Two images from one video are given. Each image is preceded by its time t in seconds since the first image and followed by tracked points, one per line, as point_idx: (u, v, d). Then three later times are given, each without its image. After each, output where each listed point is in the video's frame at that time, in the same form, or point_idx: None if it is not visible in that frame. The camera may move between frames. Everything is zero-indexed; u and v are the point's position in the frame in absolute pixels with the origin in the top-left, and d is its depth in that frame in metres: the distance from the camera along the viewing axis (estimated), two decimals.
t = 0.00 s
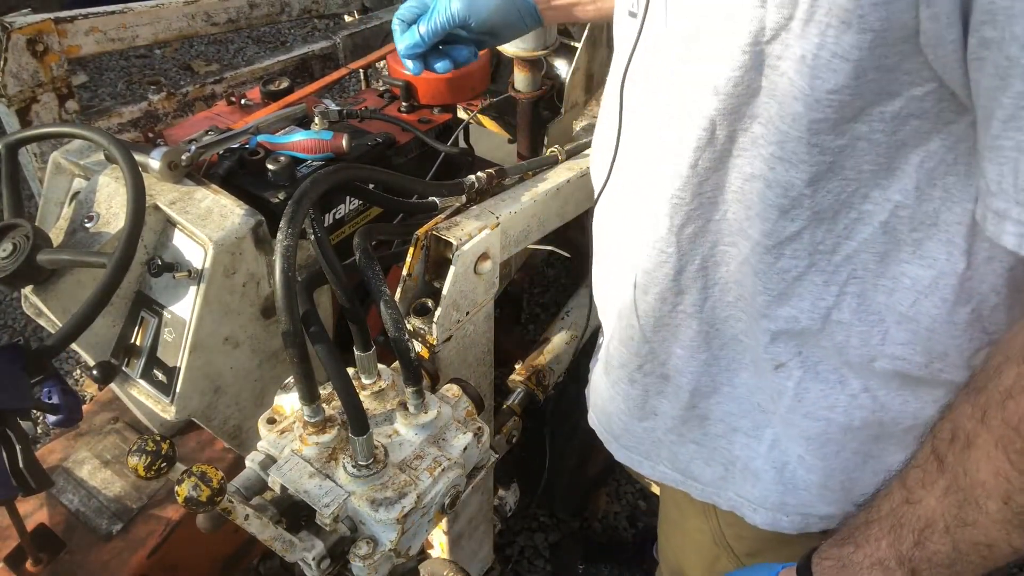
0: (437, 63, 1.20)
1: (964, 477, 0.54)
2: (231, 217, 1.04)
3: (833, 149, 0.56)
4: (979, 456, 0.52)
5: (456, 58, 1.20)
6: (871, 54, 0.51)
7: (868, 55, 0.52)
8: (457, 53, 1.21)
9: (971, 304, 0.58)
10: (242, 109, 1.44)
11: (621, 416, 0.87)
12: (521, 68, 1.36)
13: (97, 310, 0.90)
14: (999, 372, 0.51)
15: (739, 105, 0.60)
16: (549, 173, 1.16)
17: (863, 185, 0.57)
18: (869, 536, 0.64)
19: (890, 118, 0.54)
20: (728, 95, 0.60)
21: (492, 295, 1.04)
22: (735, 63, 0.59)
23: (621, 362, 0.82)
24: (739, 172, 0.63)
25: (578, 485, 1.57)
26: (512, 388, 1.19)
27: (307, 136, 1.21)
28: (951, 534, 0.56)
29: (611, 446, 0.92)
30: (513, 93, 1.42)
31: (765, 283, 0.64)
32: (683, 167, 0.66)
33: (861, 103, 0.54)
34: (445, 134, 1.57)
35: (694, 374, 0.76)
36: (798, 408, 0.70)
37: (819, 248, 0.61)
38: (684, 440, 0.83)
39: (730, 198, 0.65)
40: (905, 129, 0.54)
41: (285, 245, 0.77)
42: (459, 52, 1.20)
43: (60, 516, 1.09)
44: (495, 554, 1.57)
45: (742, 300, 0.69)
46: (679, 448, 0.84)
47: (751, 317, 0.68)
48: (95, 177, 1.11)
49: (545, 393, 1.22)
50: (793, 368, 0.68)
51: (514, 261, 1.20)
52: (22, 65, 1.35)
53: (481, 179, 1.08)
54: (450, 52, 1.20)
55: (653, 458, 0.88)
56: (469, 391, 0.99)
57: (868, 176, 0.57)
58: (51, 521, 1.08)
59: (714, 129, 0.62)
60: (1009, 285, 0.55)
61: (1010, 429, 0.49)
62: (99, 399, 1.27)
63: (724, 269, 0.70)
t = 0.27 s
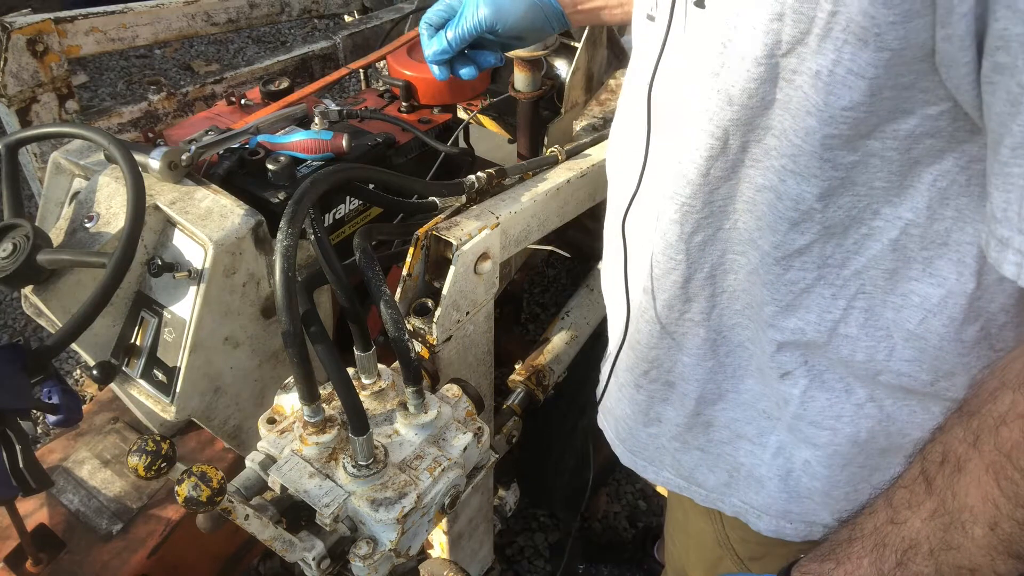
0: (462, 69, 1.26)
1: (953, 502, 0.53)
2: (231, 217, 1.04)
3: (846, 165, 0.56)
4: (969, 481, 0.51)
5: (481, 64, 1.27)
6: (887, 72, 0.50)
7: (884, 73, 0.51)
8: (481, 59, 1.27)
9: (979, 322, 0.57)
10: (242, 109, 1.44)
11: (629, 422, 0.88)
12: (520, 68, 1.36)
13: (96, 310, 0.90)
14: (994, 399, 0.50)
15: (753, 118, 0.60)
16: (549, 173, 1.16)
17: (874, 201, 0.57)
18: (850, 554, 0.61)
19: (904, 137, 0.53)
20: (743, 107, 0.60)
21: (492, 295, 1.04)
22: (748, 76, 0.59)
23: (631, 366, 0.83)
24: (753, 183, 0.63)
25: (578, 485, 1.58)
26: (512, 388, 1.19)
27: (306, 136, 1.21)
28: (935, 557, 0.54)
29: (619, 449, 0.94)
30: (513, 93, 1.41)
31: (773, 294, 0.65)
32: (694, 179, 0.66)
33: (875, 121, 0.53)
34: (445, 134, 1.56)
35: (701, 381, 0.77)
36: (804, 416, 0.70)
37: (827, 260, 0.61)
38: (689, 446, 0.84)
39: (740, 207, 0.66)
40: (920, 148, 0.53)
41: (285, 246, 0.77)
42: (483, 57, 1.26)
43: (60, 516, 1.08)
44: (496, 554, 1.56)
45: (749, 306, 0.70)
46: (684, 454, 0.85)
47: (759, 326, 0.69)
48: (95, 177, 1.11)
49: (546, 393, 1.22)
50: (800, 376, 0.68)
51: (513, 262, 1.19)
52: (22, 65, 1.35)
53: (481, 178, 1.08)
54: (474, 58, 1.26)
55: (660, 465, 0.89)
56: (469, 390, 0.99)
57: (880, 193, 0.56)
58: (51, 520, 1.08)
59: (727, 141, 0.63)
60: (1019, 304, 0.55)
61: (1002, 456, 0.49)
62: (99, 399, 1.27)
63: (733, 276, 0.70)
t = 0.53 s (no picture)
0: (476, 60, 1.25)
1: (974, 494, 0.52)
2: (231, 218, 1.04)
3: (860, 154, 0.56)
4: (988, 472, 0.51)
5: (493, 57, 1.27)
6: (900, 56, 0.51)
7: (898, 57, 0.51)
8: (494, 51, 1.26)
9: (991, 318, 0.57)
10: (243, 109, 1.44)
11: (632, 419, 0.88)
12: (520, 68, 1.36)
13: (96, 310, 0.90)
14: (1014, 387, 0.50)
15: (766, 107, 0.60)
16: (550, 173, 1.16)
17: (886, 193, 0.57)
18: (873, 549, 0.62)
19: (917, 126, 0.53)
20: (756, 94, 0.60)
21: (491, 295, 1.04)
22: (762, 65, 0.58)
23: (639, 361, 0.83)
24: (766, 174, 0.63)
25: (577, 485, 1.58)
26: (512, 388, 1.19)
27: (306, 136, 1.21)
28: (957, 551, 0.54)
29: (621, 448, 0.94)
30: (513, 93, 1.41)
31: (783, 288, 0.65)
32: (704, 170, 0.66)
33: (887, 108, 0.53)
34: (445, 134, 1.56)
35: (704, 381, 0.77)
36: (809, 416, 0.70)
37: (838, 254, 0.61)
38: (690, 448, 0.84)
39: (752, 199, 0.66)
40: (933, 137, 0.53)
41: (284, 246, 0.77)
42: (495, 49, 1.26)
43: (60, 516, 1.08)
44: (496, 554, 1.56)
45: (757, 300, 0.70)
46: (684, 456, 0.85)
47: (766, 325, 0.69)
48: (95, 177, 1.11)
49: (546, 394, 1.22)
50: (806, 375, 0.68)
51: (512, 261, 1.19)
52: (22, 65, 1.35)
53: (481, 178, 1.08)
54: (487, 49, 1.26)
55: (660, 466, 0.89)
56: (469, 390, 0.99)
57: (893, 185, 0.56)
58: (51, 521, 1.08)
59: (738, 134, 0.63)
60: None
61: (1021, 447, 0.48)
62: (99, 399, 1.27)
63: (740, 272, 0.70)
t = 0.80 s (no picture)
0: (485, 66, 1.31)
1: (971, 467, 0.55)
2: (231, 218, 1.04)
3: (854, 133, 0.55)
4: (983, 442, 0.53)
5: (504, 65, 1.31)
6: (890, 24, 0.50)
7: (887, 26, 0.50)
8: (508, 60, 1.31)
9: (989, 296, 0.57)
10: (243, 109, 1.44)
11: (632, 413, 0.88)
12: (521, 68, 1.35)
13: (96, 309, 0.90)
14: (1006, 355, 0.52)
15: (766, 84, 0.59)
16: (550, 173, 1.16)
17: (882, 174, 0.56)
18: (875, 526, 0.67)
19: (908, 100, 0.52)
20: (757, 75, 0.60)
21: (491, 296, 1.04)
22: (764, 41, 0.58)
23: (639, 351, 0.83)
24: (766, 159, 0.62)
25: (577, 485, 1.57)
26: (512, 388, 1.19)
27: (306, 136, 1.21)
28: (955, 523, 0.57)
29: (623, 445, 0.94)
30: (513, 93, 1.41)
31: (782, 277, 0.64)
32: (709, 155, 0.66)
33: (877, 83, 0.52)
34: (445, 135, 1.56)
35: (700, 374, 0.76)
36: (809, 410, 0.70)
37: (838, 241, 0.60)
38: (686, 445, 0.84)
39: (753, 183, 0.64)
40: (927, 111, 0.52)
41: (284, 246, 0.77)
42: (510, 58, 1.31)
43: (60, 516, 1.08)
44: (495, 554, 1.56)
45: (757, 291, 0.69)
46: (681, 453, 0.85)
47: (768, 318, 0.68)
48: (95, 177, 1.12)
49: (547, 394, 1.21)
50: (807, 372, 0.68)
51: (511, 263, 1.20)
52: (22, 65, 1.35)
53: (481, 178, 1.08)
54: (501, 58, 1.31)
55: (656, 465, 0.89)
56: (469, 391, 0.99)
57: (888, 165, 0.55)
58: (51, 521, 1.08)
59: (741, 111, 0.62)
60: None
61: (1014, 413, 0.50)
62: (99, 399, 1.27)
63: (739, 261, 0.69)
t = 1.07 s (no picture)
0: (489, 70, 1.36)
1: (944, 426, 0.55)
2: (231, 218, 1.04)
3: (847, 111, 0.56)
4: (958, 400, 0.53)
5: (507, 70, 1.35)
6: None
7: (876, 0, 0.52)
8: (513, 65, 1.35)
9: (983, 270, 0.58)
10: (243, 108, 1.44)
11: (629, 401, 0.91)
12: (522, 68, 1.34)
13: (96, 308, 0.90)
14: (982, 313, 0.52)
15: (762, 81, 0.63)
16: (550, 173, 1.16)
17: (875, 155, 0.57)
18: (848, 490, 0.65)
19: (900, 76, 0.53)
20: (753, 74, 0.64)
21: (492, 296, 1.04)
22: (761, 44, 0.62)
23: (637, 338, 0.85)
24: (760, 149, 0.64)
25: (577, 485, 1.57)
26: (513, 388, 1.19)
27: (306, 136, 1.21)
28: (927, 485, 0.57)
29: (621, 437, 0.97)
30: (512, 94, 1.39)
31: (780, 263, 0.66)
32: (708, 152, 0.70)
33: (868, 59, 0.54)
34: (445, 135, 1.56)
35: (696, 361, 0.78)
36: (807, 400, 0.72)
37: (834, 226, 0.61)
38: (682, 434, 0.85)
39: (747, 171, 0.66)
40: (917, 88, 0.53)
41: (284, 245, 0.77)
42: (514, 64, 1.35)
43: (60, 516, 1.08)
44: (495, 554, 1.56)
45: (752, 283, 0.69)
46: (676, 443, 0.86)
47: (764, 307, 0.69)
48: (95, 177, 1.12)
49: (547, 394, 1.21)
50: (807, 362, 0.69)
51: (511, 263, 1.20)
52: (22, 65, 1.35)
53: (481, 178, 1.08)
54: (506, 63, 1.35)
55: (651, 455, 0.91)
56: (469, 391, 0.99)
57: (880, 146, 0.56)
58: (50, 521, 1.08)
59: (741, 97, 0.65)
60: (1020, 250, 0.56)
61: (989, 369, 0.50)
62: (99, 399, 1.27)
63: (732, 249, 0.69)
